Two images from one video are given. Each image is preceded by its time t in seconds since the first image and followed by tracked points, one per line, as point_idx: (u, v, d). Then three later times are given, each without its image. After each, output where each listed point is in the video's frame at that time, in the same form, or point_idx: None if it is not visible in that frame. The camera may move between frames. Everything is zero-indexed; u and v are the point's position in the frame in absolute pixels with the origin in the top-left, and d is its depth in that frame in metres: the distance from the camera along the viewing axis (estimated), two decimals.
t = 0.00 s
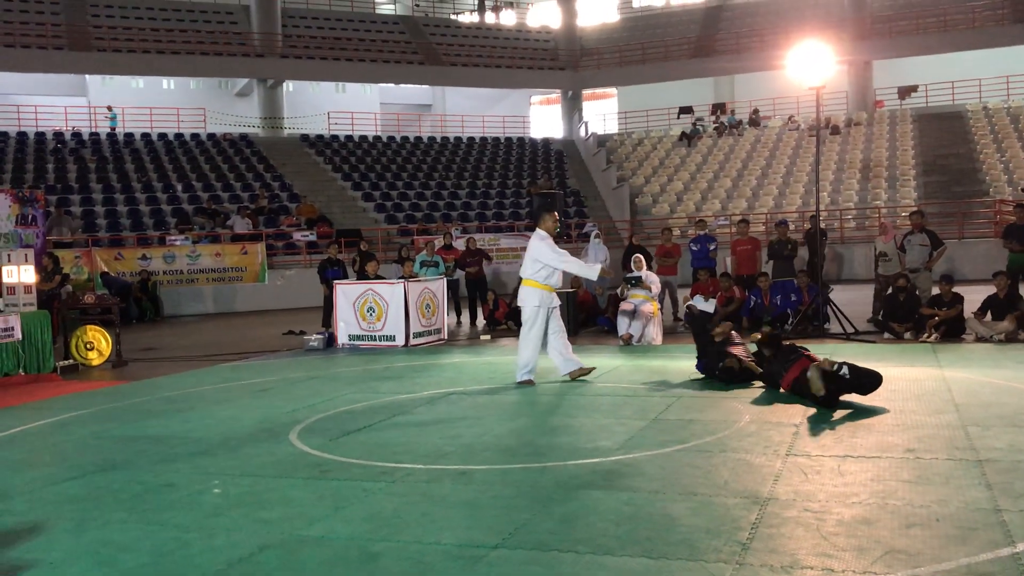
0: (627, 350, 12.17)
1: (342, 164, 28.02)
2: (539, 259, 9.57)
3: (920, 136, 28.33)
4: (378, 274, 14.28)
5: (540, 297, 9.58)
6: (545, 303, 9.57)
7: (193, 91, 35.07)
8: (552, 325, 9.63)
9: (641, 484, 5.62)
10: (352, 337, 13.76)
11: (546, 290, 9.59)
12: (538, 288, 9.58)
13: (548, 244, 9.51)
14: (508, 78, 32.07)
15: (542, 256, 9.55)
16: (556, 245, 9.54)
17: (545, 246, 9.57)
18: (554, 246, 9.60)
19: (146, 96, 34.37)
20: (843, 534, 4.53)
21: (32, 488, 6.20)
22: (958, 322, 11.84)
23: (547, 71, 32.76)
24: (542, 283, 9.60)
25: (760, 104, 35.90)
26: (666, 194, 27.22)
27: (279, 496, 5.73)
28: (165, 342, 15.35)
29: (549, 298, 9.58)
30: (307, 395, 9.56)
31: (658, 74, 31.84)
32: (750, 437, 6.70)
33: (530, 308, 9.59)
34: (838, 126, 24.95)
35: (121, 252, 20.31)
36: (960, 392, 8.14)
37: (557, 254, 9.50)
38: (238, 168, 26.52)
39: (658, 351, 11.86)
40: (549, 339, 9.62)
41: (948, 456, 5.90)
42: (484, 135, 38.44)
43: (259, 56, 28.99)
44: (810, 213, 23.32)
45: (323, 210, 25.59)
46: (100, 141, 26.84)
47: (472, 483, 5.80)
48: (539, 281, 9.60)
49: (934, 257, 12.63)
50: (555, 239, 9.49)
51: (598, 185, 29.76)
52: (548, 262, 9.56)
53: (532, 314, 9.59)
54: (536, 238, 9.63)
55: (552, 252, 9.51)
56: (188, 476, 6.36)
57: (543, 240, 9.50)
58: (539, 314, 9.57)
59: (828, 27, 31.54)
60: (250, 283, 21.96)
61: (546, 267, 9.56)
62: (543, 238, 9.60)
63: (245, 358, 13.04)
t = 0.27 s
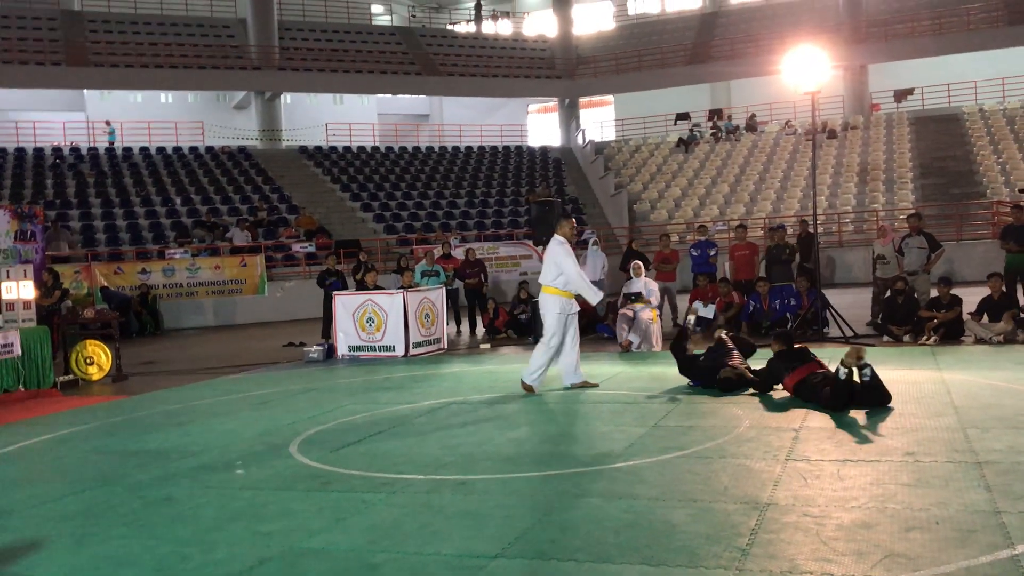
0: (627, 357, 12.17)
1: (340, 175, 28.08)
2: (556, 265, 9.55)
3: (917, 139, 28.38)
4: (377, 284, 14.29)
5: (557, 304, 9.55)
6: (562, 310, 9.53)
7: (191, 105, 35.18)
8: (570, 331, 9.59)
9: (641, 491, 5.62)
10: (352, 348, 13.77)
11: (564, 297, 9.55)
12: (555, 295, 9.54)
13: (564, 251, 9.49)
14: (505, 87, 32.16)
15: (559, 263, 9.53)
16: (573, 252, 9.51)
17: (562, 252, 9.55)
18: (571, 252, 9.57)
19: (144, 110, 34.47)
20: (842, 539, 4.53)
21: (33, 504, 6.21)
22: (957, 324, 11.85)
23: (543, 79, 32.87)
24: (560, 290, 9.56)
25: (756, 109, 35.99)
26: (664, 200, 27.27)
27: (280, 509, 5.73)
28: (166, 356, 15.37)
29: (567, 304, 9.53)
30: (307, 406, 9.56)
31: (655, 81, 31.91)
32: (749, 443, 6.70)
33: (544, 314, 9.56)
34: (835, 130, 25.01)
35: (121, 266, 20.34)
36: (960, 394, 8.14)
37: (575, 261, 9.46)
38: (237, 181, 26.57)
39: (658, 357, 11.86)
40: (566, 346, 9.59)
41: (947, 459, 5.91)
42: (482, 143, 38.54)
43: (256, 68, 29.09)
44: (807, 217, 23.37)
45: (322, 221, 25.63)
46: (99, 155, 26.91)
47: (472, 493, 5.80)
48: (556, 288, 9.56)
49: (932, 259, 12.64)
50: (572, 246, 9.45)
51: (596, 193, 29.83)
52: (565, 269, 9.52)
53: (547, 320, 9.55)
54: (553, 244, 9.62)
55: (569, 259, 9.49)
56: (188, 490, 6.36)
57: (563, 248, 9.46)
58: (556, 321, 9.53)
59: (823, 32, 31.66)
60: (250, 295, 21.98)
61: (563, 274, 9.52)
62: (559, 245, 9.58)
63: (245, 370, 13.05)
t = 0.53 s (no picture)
0: (619, 367, 12.18)
1: (331, 188, 28.09)
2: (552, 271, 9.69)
3: (906, 148, 28.54)
4: (368, 296, 14.29)
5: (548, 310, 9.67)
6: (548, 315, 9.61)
7: (181, 118, 35.15)
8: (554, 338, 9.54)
9: (632, 502, 5.62)
10: (344, 361, 13.74)
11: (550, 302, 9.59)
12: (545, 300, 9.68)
13: (557, 257, 9.58)
14: (496, 98, 32.23)
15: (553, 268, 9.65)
16: (561, 258, 9.52)
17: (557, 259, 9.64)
18: (565, 259, 9.57)
19: (135, 124, 34.45)
20: (832, 547, 4.54)
21: (22, 520, 6.18)
22: (946, 331, 11.91)
23: (534, 90, 33.00)
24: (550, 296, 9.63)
25: (746, 119, 36.19)
26: (655, 210, 27.34)
27: (270, 523, 5.71)
28: (157, 369, 15.30)
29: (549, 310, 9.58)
30: (298, 419, 9.53)
31: (645, 91, 32.04)
32: (740, 452, 6.72)
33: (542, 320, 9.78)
34: (823, 140, 25.15)
35: (112, 280, 20.27)
36: (949, 402, 8.17)
37: (558, 267, 9.49)
38: (228, 194, 26.54)
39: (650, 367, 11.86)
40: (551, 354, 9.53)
41: (937, 467, 5.93)
42: (473, 155, 38.61)
43: (247, 81, 29.10)
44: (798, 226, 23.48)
45: (313, 234, 25.63)
46: (89, 169, 26.86)
47: (464, 505, 5.79)
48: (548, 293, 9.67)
49: (922, 267, 12.68)
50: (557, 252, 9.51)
51: (587, 203, 29.92)
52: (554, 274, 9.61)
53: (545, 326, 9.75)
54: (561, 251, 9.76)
55: (557, 265, 9.55)
56: (179, 505, 6.34)
57: (558, 255, 9.49)
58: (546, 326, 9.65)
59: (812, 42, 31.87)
60: (241, 308, 21.92)
61: (553, 279, 9.62)
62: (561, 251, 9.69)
63: (236, 384, 13.00)
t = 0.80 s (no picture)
0: (605, 377, 12.20)
1: (318, 198, 28.06)
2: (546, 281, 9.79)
3: (891, 160, 28.76)
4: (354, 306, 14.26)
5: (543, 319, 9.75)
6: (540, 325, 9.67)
7: (168, 127, 35.07)
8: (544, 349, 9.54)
9: (616, 512, 5.62)
10: (330, 371, 13.71)
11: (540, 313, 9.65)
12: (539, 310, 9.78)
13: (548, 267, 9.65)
14: (484, 109, 32.28)
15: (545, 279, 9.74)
16: (547, 269, 9.56)
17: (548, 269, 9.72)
18: (553, 269, 9.60)
19: (121, 133, 34.31)
20: (815, 558, 4.55)
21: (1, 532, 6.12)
22: (930, 342, 11.99)
23: (521, 101, 33.10)
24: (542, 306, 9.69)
25: (732, 131, 36.42)
26: (642, 221, 27.43)
27: (253, 534, 5.67)
28: (141, 380, 15.21)
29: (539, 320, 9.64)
30: (283, 430, 9.49)
31: (632, 103, 32.17)
32: (725, 462, 6.73)
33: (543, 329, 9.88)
34: (809, 151, 25.32)
35: (97, 290, 20.15)
36: (932, 413, 8.21)
37: (542, 278, 9.55)
38: (214, 204, 26.46)
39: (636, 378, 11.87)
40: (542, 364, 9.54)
41: (920, 477, 5.95)
42: (461, 165, 38.66)
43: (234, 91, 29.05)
44: (784, 238, 23.61)
45: (300, 244, 25.57)
46: (74, 179, 26.73)
47: (448, 516, 5.77)
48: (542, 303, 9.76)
49: (906, 278, 12.77)
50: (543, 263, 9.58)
51: (574, 214, 30.01)
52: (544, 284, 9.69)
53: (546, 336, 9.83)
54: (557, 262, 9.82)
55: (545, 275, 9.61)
56: (161, 516, 6.29)
57: (545, 265, 9.54)
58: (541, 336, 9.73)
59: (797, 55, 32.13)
60: (227, 318, 21.84)
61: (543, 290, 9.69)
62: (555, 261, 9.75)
63: (221, 394, 12.94)
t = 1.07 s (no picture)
0: (591, 385, 12.18)
1: (306, 203, 27.97)
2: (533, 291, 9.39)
3: (878, 169, 28.93)
4: (340, 312, 14.19)
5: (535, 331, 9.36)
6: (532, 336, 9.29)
7: (155, 132, 34.92)
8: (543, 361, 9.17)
9: (602, 521, 5.58)
10: (315, 378, 13.63)
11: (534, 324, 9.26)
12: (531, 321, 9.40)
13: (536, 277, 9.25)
14: (473, 115, 32.29)
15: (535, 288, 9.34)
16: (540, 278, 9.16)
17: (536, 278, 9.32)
18: (545, 279, 9.21)
19: (107, 137, 34.13)
20: (799, 566, 4.53)
21: None
22: (916, 351, 12.03)
23: (510, 108, 33.12)
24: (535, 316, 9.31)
25: (720, 139, 36.58)
26: (630, 229, 27.47)
27: (234, 542, 5.61)
28: (124, 386, 15.09)
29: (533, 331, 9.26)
30: (267, 437, 9.42)
31: (620, 111, 32.23)
32: (710, 470, 6.71)
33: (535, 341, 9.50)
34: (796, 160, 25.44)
35: (81, 294, 19.99)
36: (917, 422, 8.22)
37: (536, 288, 9.14)
38: (201, 209, 26.32)
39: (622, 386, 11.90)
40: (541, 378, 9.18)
41: (905, 486, 5.95)
42: (450, 171, 38.66)
43: (221, 95, 28.96)
44: (771, 246, 23.71)
45: (287, 249, 25.47)
46: (60, 182, 26.56)
47: (432, 524, 5.72)
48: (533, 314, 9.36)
49: (892, 287, 12.81)
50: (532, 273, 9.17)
51: (562, 221, 30.04)
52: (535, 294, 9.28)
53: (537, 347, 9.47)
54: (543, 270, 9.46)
55: (535, 286, 9.21)
56: (142, 523, 6.22)
57: (538, 275, 9.12)
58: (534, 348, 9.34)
59: (785, 65, 32.31)
60: (213, 323, 21.71)
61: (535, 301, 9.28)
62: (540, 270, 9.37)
63: (206, 400, 12.84)
